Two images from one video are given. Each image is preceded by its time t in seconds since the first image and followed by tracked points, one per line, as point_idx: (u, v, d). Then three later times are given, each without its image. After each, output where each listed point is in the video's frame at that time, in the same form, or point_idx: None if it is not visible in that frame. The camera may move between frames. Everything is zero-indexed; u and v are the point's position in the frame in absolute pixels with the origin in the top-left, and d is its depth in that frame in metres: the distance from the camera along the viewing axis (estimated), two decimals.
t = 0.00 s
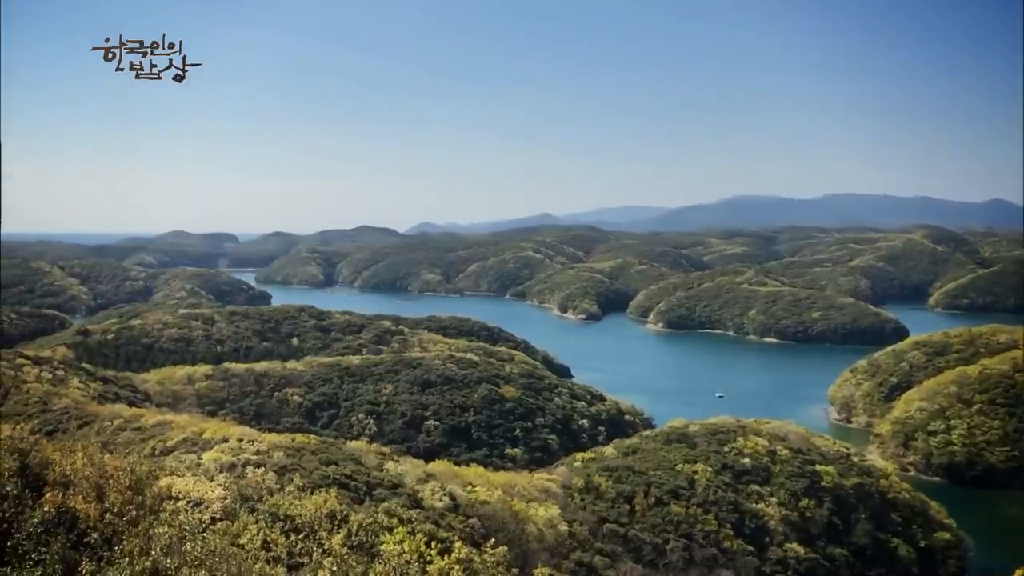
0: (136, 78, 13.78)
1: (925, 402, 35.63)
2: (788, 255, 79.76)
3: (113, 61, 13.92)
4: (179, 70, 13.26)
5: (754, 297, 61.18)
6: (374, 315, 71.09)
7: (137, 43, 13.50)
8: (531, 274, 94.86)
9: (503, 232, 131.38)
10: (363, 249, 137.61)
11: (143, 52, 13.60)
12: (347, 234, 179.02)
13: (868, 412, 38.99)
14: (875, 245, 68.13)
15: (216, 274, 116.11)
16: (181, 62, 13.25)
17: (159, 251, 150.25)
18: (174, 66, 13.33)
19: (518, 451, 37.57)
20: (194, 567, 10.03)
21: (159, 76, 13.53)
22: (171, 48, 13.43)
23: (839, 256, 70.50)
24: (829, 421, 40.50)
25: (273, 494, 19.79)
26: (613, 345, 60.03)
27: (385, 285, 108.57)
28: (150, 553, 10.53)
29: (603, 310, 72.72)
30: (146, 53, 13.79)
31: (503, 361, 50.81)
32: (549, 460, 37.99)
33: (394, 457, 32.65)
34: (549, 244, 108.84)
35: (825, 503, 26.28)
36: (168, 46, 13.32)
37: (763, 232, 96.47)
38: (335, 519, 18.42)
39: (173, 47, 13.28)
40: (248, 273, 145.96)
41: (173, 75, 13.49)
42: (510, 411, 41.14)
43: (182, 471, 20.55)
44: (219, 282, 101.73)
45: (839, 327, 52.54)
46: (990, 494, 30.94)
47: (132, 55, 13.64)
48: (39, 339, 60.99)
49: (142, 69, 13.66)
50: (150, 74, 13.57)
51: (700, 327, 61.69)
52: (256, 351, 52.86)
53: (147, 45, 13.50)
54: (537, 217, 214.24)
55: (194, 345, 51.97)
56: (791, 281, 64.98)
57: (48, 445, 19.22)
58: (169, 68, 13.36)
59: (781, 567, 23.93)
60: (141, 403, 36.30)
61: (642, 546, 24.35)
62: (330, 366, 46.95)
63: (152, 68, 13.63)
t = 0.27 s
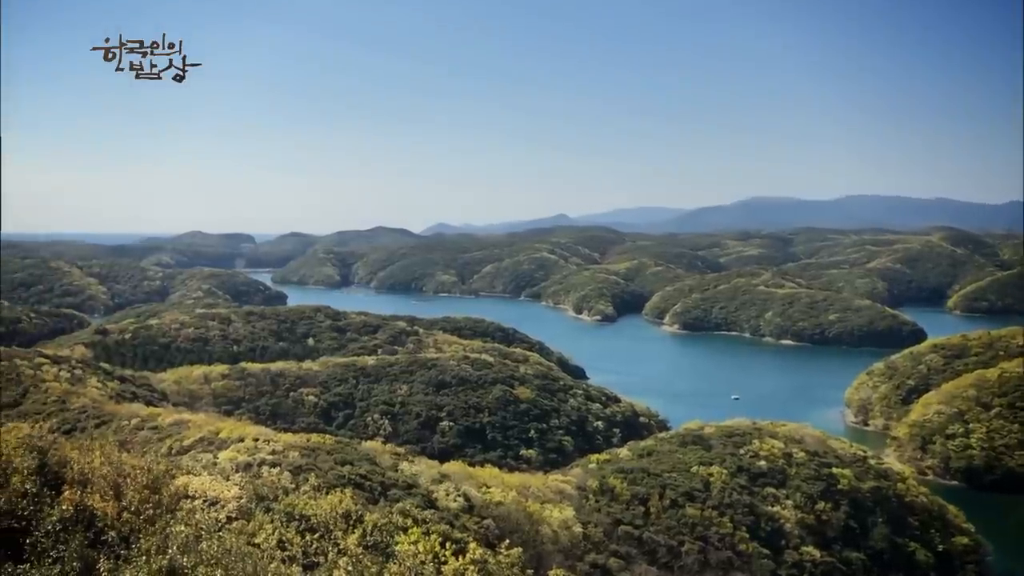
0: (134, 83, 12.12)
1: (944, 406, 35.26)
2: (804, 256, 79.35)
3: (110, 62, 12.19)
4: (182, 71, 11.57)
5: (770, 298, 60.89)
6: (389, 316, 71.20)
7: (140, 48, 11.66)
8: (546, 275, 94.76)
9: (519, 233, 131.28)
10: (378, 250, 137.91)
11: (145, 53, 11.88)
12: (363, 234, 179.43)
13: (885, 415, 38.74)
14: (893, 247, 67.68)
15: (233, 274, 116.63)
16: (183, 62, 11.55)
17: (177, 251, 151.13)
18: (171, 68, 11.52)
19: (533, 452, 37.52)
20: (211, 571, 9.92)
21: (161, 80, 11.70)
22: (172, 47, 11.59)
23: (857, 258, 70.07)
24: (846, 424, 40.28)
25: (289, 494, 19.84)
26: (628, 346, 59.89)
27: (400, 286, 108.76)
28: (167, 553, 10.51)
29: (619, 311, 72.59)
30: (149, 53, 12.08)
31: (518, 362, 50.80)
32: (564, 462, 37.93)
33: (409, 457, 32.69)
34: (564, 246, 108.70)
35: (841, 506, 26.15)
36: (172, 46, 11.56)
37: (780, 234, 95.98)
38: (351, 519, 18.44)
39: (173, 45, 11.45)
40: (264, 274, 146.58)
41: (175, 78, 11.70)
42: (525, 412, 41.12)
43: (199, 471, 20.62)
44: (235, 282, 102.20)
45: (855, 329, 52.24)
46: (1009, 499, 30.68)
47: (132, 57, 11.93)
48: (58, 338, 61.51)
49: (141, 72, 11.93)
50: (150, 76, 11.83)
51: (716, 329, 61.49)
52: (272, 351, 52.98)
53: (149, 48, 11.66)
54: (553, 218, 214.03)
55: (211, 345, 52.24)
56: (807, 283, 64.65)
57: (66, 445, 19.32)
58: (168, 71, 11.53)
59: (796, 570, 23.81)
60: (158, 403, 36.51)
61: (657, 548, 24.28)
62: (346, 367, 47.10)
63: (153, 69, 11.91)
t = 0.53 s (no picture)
0: (137, 80, 14.14)
1: (962, 409, 34.49)
2: (821, 258, 78.95)
3: (112, 60, 14.55)
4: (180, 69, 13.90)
5: (787, 300, 60.52)
6: (404, 316, 71.35)
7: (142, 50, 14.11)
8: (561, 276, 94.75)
9: (533, 234, 131.29)
10: (393, 250, 138.33)
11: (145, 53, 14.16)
12: (378, 235, 179.90)
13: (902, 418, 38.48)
14: (910, 249, 67.17)
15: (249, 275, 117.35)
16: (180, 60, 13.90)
17: (194, 252, 152.31)
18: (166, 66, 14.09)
19: (547, 454, 37.46)
20: (226, 566, 10.06)
21: (160, 76, 14.01)
22: (171, 48, 14.09)
23: (873, 261, 69.64)
24: (864, 428, 40.01)
25: (304, 493, 19.93)
26: (643, 348, 59.73)
27: (415, 287, 108.98)
28: (185, 550, 10.62)
29: (633, 313, 72.50)
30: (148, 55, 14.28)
31: (533, 363, 50.77)
32: (579, 463, 37.83)
33: (423, 458, 32.76)
34: (579, 247, 108.67)
35: (858, 509, 26.01)
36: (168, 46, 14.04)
37: (796, 235, 95.58)
38: (365, 519, 18.50)
39: (175, 47, 13.92)
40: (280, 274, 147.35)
41: (174, 74, 14.11)
42: (539, 414, 41.11)
43: (215, 470, 20.77)
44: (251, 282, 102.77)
45: (871, 332, 51.12)
46: None
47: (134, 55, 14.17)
48: (77, 338, 62.07)
49: (142, 68, 14.05)
50: (151, 73, 14.01)
51: (732, 331, 61.27)
52: (287, 351, 52.94)
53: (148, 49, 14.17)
54: (567, 219, 213.91)
55: (227, 345, 52.61)
56: (824, 285, 64.30)
57: (84, 443, 19.50)
58: (171, 68, 13.87)
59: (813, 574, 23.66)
60: (175, 402, 36.79)
61: (672, 550, 24.22)
62: (361, 367, 47.31)
63: (153, 67, 14.16)
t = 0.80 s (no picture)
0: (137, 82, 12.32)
1: (980, 412, 34.58)
2: (837, 259, 78.54)
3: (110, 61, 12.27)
4: (182, 70, 11.86)
5: (803, 301, 60.28)
6: (419, 317, 71.46)
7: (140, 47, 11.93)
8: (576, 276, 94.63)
9: (548, 235, 131.19)
10: (409, 251, 138.61)
11: (144, 53, 12.21)
12: (393, 236, 180.24)
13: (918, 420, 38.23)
14: (928, 251, 66.70)
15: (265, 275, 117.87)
16: (182, 61, 11.91)
17: (211, 252, 153.15)
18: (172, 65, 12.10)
19: (562, 455, 37.42)
20: (242, 567, 10.05)
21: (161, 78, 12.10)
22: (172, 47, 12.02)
23: (891, 262, 69.20)
24: (880, 430, 39.75)
25: (319, 493, 19.98)
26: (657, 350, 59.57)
27: (430, 288, 109.15)
28: (200, 549, 10.63)
29: (649, 314, 72.38)
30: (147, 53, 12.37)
31: (547, 364, 50.74)
32: (593, 465, 37.77)
33: (438, 458, 32.79)
34: (594, 248, 108.52)
35: (875, 512, 25.85)
36: (172, 46, 11.95)
37: (812, 236, 95.10)
38: (380, 519, 18.54)
39: (173, 46, 11.93)
40: (295, 274, 147.89)
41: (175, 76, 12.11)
42: (554, 415, 41.10)
43: (231, 470, 20.87)
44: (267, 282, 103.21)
45: (890, 333, 50.68)
46: None
47: (131, 56, 12.21)
48: (95, 337, 62.48)
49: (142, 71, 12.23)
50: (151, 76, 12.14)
51: (748, 333, 61.01)
52: (304, 351, 53.36)
53: (149, 47, 12.05)
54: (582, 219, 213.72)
55: (243, 344, 52.85)
56: (840, 287, 63.96)
57: (101, 442, 19.58)
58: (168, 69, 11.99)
59: None
60: (191, 402, 36.97)
61: (687, 552, 24.13)
62: (376, 367, 47.46)
63: (153, 69, 12.21)
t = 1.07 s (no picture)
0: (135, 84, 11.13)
1: (1000, 414, 34.28)
2: (855, 260, 78.06)
3: (109, 60, 10.81)
4: (183, 72, 10.63)
5: (820, 302, 59.78)
6: (435, 318, 71.53)
7: (139, 48, 10.60)
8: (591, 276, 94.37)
9: (564, 236, 131.02)
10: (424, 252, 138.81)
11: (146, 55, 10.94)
12: (408, 236, 180.44)
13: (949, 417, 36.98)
14: (946, 252, 66.14)
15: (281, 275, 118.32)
16: (184, 61, 10.56)
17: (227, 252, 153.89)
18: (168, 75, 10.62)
19: (577, 456, 37.36)
20: (259, 568, 10.04)
21: (163, 80, 10.64)
22: (173, 46, 10.54)
23: (909, 263, 68.69)
24: (898, 432, 39.48)
25: (335, 493, 20.04)
26: (672, 350, 59.42)
27: (445, 288, 109.27)
28: (217, 549, 10.64)
29: (664, 315, 72.21)
30: (149, 51, 11.13)
31: (562, 365, 50.68)
32: (608, 466, 37.69)
33: (453, 458, 32.80)
34: (609, 248, 108.31)
35: (892, 515, 25.67)
36: (172, 46, 10.54)
37: (829, 237, 94.60)
38: (396, 520, 18.56)
39: (174, 45, 10.39)
40: (311, 275, 148.39)
41: (175, 78, 10.68)
42: (569, 415, 41.06)
43: (247, 469, 20.92)
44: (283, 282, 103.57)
45: (909, 334, 50.71)
46: None
47: (131, 56, 10.92)
48: (112, 337, 62.83)
49: (141, 71, 11.03)
50: (151, 78, 10.87)
51: (765, 334, 60.73)
52: (319, 351, 53.51)
53: (149, 48, 10.60)
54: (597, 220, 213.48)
55: (259, 344, 53.07)
56: (857, 288, 63.57)
57: (118, 442, 19.68)
58: (168, 72, 10.50)
59: None
60: (208, 401, 37.13)
61: (703, 554, 24.03)
62: (391, 367, 47.56)
63: (154, 70, 10.88)
